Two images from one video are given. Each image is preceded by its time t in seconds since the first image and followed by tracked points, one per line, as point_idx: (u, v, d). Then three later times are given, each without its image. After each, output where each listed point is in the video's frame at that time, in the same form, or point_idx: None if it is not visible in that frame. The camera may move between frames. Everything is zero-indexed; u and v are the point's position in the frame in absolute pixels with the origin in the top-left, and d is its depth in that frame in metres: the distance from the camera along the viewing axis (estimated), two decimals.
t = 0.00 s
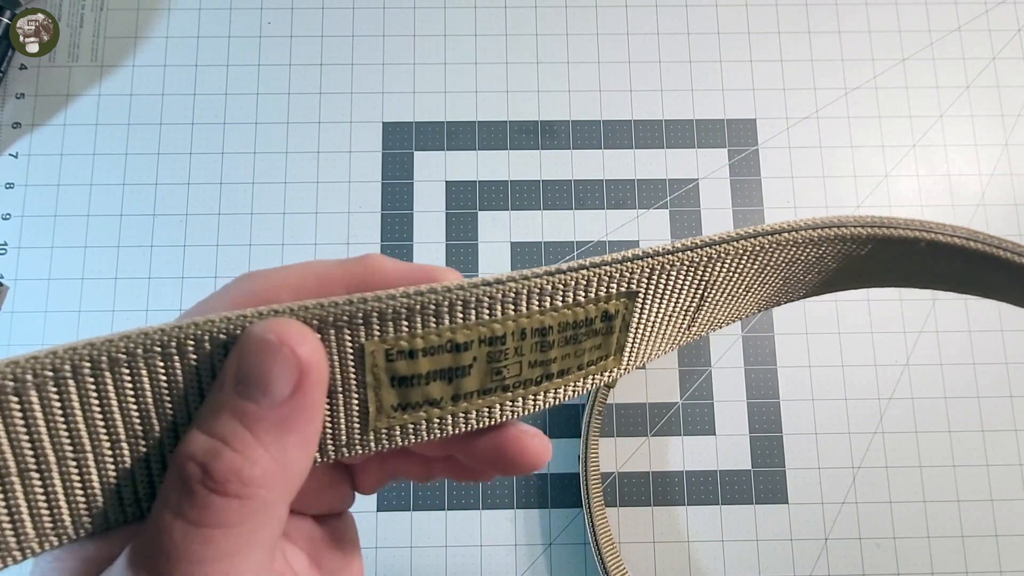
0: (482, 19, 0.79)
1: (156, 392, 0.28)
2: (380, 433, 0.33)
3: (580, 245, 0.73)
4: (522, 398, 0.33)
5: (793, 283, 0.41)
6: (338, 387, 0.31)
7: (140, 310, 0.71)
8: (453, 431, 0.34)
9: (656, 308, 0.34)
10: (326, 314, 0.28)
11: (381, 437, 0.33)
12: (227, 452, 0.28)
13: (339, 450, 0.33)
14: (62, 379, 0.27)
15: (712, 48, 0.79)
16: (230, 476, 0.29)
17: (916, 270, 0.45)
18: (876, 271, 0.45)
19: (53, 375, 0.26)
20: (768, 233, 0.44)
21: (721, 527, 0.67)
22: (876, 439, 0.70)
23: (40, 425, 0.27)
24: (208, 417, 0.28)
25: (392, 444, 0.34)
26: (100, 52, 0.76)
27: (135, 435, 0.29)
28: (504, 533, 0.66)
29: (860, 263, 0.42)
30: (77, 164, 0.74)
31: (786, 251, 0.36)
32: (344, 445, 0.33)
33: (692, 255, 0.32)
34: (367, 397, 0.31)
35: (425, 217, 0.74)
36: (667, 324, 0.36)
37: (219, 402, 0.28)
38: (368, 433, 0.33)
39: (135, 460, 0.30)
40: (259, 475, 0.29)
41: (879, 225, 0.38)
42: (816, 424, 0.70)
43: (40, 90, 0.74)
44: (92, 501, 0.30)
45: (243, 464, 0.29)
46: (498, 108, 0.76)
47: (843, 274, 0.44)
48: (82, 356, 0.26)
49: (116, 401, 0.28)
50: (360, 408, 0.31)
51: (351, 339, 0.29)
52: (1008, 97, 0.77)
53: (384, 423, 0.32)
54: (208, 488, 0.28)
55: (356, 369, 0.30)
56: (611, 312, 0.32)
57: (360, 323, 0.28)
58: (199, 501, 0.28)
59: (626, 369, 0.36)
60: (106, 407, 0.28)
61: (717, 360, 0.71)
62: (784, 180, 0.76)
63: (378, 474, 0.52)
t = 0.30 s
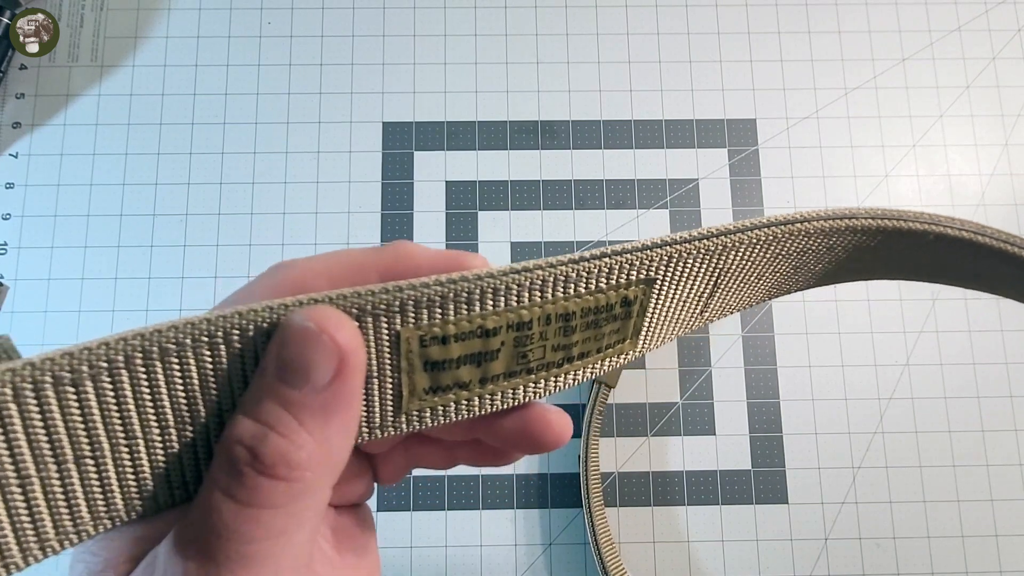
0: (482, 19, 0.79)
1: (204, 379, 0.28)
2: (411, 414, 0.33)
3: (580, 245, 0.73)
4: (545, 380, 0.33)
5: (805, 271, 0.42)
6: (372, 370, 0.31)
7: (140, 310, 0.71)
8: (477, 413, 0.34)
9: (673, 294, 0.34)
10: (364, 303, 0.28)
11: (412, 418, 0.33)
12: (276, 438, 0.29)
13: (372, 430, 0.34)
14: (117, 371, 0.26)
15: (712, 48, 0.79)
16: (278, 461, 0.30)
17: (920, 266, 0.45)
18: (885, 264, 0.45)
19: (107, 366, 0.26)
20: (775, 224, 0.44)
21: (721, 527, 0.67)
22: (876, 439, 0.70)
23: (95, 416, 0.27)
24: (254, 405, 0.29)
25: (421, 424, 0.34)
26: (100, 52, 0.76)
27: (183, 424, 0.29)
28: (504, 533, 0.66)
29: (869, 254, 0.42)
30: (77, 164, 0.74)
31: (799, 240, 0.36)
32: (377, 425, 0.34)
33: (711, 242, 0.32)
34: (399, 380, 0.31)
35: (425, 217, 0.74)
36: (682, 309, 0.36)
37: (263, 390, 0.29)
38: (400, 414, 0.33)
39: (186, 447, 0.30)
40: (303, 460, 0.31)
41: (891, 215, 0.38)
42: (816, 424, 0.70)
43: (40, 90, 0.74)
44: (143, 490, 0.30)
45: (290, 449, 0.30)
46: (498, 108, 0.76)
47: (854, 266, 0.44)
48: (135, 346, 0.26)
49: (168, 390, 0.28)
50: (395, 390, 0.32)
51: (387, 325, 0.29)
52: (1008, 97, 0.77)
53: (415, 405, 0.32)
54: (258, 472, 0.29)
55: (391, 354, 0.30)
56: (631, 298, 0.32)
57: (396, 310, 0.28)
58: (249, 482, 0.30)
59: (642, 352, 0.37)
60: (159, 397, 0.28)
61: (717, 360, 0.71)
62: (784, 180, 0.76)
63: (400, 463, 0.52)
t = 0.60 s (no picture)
0: (482, 19, 0.79)
1: (255, 381, 0.28)
2: (442, 407, 0.33)
3: (580, 245, 0.73)
4: (566, 370, 0.34)
5: (812, 266, 0.42)
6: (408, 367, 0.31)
7: (140, 310, 0.71)
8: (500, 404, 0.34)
9: (684, 287, 0.35)
10: (405, 304, 0.28)
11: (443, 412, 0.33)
12: (330, 443, 0.29)
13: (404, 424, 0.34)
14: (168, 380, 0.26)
15: (712, 48, 0.79)
16: (334, 464, 0.30)
17: (923, 262, 0.45)
18: (879, 262, 0.45)
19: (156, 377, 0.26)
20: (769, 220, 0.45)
21: (721, 527, 0.67)
22: (876, 439, 0.70)
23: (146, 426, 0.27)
24: (307, 410, 0.29)
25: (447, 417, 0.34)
26: (100, 52, 0.76)
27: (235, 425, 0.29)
28: (504, 533, 0.66)
29: (871, 250, 0.42)
30: (77, 164, 0.74)
31: (803, 237, 0.36)
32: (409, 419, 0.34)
33: (722, 239, 0.33)
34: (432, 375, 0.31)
35: (425, 217, 0.74)
36: (690, 303, 0.36)
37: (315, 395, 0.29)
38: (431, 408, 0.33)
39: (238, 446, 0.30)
40: (361, 462, 0.30)
41: (891, 215, 0.38)
42: (816, 424, 0.70)
43: (40, 90, 0.74)
44: (198, 490, 0.30)
45: (346, 453, 0.30)
46: (498, 108, 0.76)
47: (853, 265, 0.45)
48: (187, 356, 0.26)
49: (221, 393, 0.28)
50: (428, 384, 0.32)
51: (425, 323, 0.29)
52: (1008, 97, 0.77)
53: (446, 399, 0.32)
54: (315, 475, 0.29)
55: (426, 353, 0.30)
56: (647, 292, 0.32)
57: (434, 308, 0.28)
58: (312, 482, 0.30)
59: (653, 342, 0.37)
60: (212, 400, 0.28)
61: (717, 360, 0.71)
62: (784, 180, 0.76)
63: (416, 462, 0.52)
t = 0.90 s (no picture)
0: (482, 19, 0.79)
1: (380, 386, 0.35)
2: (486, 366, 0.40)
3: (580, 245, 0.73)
4: (582, 329, 0.41)
5: (782, 242, 0.50)
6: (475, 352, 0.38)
7: (139, 310, 0.71)
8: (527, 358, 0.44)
9: (676, 260, 0.43)
10: (486, 306, 0.35)
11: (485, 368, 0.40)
12: (447, 422, 0.37)
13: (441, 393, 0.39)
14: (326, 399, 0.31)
15: (712, 48, 0.79)
16: (448, 437, 0.38)
17: (865, 243, 0.52)
18: (824, 241, 0.51)
19: (312, 393, 0.31)
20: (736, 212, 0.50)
21: (720, 527, 0.67)
22: (876, 439, 0.70)
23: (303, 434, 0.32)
24: (425, 396, 0.36)
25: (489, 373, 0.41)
26: (100, 52, 0.76)
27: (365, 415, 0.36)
28: (504, 533, 0.66)
29: (828, 232, 0.49)
30: (77, 164, 0.74)
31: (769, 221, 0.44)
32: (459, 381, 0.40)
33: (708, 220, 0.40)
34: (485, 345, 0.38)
35: (425, 217, 0.74)
36: (674, 272, 0.44)
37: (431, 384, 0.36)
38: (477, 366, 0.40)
39: (354, 427, 0.36)
40: (465, 434, 0.39)
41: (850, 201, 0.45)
42: (816, 424, 0.70)
43: (40, 90, 0.75)
44: (333, 469, 0.37)
45: (456, 428, 0.38)
46: (498, 108, 0.76)
47: (803, 242, 0.51)
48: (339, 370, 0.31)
49: (361, 393, 0.34)
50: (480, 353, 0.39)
51: (491, 311, 0.35)
52: (1008, 97, 0.77)
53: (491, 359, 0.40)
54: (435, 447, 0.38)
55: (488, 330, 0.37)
56: (650, 267, 0.40)
57: (499, 297, 0.35)
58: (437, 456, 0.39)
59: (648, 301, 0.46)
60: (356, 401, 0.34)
61: (718, 360, 0.71)
62: (784, 180, 0.76)
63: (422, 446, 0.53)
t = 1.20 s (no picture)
0: (482, 19, 0.78)
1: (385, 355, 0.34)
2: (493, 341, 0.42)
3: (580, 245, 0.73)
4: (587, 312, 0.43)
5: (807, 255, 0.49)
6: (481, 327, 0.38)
7: (140, 310, 0.71)
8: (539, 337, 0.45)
9: (689, 258, 0.43)
10: (491, 289, 0.35)
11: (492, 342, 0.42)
12: (446, 393, 0.38)
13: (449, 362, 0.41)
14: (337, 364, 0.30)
15: (712, 48, 0.79)
16: (447, 409, 0.38)
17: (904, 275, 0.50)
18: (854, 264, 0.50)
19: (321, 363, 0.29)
20: (770, 209, 0.48)
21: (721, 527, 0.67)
22: (876, 439, 0.70)
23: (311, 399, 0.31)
24: (426, 368, 0.37)
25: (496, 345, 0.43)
26: (100, 52, 0.76)
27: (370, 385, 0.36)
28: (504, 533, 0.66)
29: (858, 257, 0.48)
30: (77, 164, 0.74)
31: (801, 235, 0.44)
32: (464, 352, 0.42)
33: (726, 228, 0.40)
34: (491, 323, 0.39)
35: (425, 217, 0.74)
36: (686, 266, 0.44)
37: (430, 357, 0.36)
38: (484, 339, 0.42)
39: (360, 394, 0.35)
40: (465, 407, 0.39)
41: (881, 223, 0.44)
42: (816, 424, 0.70)
43: (40, 90, 0.74)
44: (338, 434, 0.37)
45: (456, 401, 0.38)
46: (498, 108, 0.76)
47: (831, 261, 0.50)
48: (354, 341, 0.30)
49: (370, 362, 0.33)
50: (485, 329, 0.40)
51: (498, 296, 0.36)
52: (1008, 97, 0.77)
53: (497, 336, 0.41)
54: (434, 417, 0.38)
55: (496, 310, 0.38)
56: (660, 264, 0.41)
57: (505, 284, 0.35)
58: (434, 425, 0.39)
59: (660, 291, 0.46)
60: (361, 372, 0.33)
61: (717, 360, 0.71)
62: (784, 180, 0.76)
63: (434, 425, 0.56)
